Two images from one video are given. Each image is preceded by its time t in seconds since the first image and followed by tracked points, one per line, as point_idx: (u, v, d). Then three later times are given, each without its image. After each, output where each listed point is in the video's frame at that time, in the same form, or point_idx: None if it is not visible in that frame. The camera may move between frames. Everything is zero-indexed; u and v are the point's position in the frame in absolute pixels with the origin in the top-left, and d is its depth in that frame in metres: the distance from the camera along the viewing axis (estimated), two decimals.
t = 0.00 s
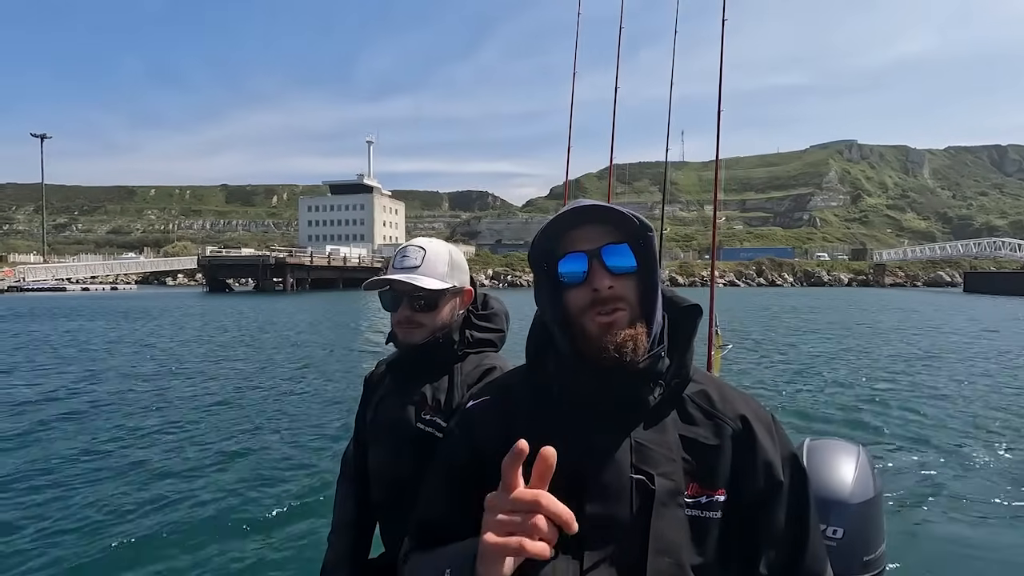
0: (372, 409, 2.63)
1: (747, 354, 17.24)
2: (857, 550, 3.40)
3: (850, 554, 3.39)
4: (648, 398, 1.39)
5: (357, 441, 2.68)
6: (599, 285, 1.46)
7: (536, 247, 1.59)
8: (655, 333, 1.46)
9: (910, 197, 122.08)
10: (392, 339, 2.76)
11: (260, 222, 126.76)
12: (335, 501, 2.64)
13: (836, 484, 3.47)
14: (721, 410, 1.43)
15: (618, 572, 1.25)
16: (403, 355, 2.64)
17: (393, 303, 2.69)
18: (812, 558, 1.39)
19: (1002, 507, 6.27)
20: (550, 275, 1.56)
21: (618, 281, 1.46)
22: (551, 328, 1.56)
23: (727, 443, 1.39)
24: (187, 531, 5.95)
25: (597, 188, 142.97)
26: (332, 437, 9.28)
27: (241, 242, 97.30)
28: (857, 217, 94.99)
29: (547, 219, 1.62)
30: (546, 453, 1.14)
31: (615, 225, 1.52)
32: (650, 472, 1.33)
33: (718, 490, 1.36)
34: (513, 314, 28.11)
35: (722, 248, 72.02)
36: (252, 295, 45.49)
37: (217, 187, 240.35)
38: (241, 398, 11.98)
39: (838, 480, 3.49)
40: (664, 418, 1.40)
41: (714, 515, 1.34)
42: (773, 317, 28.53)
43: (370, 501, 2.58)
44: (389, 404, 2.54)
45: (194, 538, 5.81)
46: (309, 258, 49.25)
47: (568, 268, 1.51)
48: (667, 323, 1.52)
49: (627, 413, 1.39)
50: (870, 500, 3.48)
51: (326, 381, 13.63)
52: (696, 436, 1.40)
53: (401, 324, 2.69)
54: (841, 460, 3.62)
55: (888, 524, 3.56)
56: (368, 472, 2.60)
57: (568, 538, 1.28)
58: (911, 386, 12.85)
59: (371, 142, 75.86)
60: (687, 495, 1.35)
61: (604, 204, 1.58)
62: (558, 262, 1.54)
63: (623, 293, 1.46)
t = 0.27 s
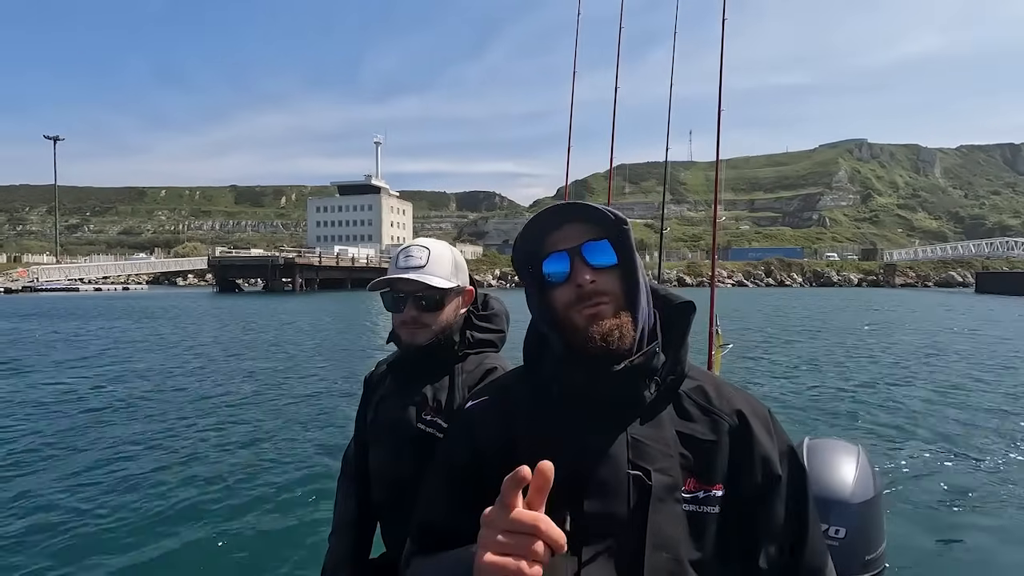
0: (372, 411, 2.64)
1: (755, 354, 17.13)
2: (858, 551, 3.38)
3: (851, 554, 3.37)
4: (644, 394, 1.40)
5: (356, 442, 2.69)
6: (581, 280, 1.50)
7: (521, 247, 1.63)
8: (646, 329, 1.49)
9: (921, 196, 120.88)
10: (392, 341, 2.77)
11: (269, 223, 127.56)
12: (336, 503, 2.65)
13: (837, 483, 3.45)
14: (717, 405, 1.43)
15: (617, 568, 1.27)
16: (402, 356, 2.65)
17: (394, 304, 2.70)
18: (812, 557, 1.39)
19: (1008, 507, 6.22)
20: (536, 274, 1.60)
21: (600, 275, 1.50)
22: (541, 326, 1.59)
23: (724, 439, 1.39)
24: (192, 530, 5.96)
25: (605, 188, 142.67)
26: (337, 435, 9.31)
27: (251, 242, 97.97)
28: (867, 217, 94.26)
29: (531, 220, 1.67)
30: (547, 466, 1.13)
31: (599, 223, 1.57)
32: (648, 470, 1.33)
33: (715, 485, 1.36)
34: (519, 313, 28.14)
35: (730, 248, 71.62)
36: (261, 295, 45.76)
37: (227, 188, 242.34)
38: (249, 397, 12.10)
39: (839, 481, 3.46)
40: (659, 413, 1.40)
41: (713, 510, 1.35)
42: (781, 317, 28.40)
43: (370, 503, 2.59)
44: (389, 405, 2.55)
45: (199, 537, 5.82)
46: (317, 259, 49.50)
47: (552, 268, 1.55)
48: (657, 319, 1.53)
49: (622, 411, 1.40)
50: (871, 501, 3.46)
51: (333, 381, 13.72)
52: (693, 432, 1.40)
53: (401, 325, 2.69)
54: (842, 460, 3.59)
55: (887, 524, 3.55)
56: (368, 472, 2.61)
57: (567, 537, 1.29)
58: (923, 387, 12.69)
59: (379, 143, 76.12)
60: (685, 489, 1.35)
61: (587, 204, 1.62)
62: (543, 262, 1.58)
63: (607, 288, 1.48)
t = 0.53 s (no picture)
0: (369, 410, 2.66)
1: (762, 354, 17.03)
2: (859, 547, 3.36)
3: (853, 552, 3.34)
4: (629, 383, 1.48)
5: (354, 441, 2.69)
6: (557, 277, 1.57)
7: (499, 250, 1.70)
8: (630, 321, 1.55)
9: (933, 195, 119.61)
10: (388, 340, 2.77)
11: (278, 224, 128.22)
12: (335, 501, 2.66)
13: (837, 482, 3.42)
14: (703, 393, 1.48)
15: (610, 549, 1.34)
16: (399, 355, 2.67)
17: (389, 303, 2.70)
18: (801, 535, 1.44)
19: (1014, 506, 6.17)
20: (515, 274, 1.66)
21: (574, 269, 1.56)
22: (526, 323, 1.63)
23: (711, 427, 1.43)
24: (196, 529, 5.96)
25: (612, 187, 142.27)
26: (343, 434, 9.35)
27: (260, 243, 98.47)
28: (877, 217, 93.47)
29: (509, 221, 1.73)
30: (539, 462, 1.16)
31: (576, 221, 1.62)
32: (634, 455, 1.40)
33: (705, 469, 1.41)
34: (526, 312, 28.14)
35: (739, 247, 71.26)
36: (270, 295, 46.03)
37: (236, 189, 243.87)
38: (256, 396, 12.16)
39: (838, 478, 3.45)
40: (645, 402, 1.46)
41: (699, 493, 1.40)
42: (788, 317, 28.26)
43: (370, 501, 2.60)
44: (385, 404, 2.55)
45: (204, 536, 5.84)
46: (325, 259, 49.70)
47: (531, 267, 1.61)
48: (639, 312, 1.59)
49: (607, 400, 1.48)
50: (870, 498, 3.44)
51: (339, 380, 13.78)
52: (679, 419, 1.45)
53: (397, 325, 2.69)
54: (840, 459, 3.56)
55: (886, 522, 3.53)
56: (366, 471, 2.62)
57: (560, 522, 1.36)
58: (933, 387, 12.56)
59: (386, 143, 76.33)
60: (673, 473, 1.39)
61: (563, 206, 1.68)
62: (523, 262, 1.64)
63: (581, 283, 1.55)
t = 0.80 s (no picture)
0: (368, 407, 2.67)
1: (771, 355, 16.91)
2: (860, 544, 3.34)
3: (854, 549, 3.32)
4: (628, 376, 1.48)
5: (353, 439, 2.71)
6: (556, 273, 1.56)
7: (498, 246, 1.70)
8: (629, 317, 1.55)
9: (945, 194, 118.33)
10: (388, 339, 2.77)
11: (287, 223, 128.88)
12: (335, 497, 2.68)
13: (837, 480, 3.40)
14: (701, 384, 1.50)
15: (608, 537, 1.35)
16: (399, 353, 2.67)
17: (388, 301, 2.69)
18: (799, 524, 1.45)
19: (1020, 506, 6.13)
20: (515, 270, 1.67)
21: (573, 266, 1.56)
22: (526, 319, 1.64)
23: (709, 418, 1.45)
24: (203, 523, 6.01)
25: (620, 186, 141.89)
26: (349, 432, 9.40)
27: (269, 242, 99.04)
28: (887, 216, 92.66)
29: (508, 218, 1.73)
30: (548, 457, 1.16)
31: (575, 217, 1.62)
32: (633, 446, 1.41)
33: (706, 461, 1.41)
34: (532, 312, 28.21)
35: (747, 247, 70.83)
36: (279, 295, 46.31)
37: (245, 189, 245.49)
38: (264, 394, 12.26)
39: (836, 477, 3.43)
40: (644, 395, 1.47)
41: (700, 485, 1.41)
42: (796, 316, 28.13)
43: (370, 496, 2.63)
44: (386, 401, 2.57)
45: (213, 531, 5.89)
46: (334, 258, 49.93)
47: (530, 264, 1.61)
48: (638, 307, 1.60)
49: (605, 393, 1.50)
50: (868, 496, 3.43)
51: (346, 378, 13.85)
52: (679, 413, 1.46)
53: (397, 323, 2.69)
54: (839, 457, 3.55)
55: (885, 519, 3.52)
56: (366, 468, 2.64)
57: (561, 511, 1.36)
58: (944, 387, 12.47)
59: (394, 143, 76.59)
60: (672, 465, 1.40)
61: (562, 202, 1.68)
62: (522, 259, 1.64)
63: (580, 279, 1.55)
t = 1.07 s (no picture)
0: (368, 408, 2.69)
1: (778, 355, 16.81)
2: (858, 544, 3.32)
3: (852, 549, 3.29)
4: (628, 378, 1.48)
5: (353, 441, 2.72)
6: (554, 277, 1.58)
7: (498, 247, 1.72)
8: (629, 318, 1.56)
9: (958, 194, 116.88)
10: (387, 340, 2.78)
11: (296, 223, 129.41)
12: (334, 499, 2.71)
13: (835, 480, 3.37)
14: (700, 387, 1.51)
15: (607, 539, 1.36)
16: (398, 356, 2.68)
17: (387, 304, 2.70)
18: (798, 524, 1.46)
19: None
20: (514, 273, 1.68)
21: (571, 270, 1.56)
22: (525, 322, 1.65)
23: (706, 420, 1.45)
24: (211, 520, 6.08)
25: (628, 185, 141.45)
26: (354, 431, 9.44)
27: (278, 242, 99.50)
28: (898, 215, 91.77)
29: (507, 221, 1.74)
30: (551, 459, 1.16)
31: (571, 222, 1.63)
32: (631, 448, 1.41)
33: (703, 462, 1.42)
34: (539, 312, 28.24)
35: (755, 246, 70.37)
36: (288, 294, 46.60)
37: (255, 190, 247.09)
38: (272, 393, 12.35)
39: (835, 477, 3.40)
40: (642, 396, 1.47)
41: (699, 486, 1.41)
42: (805, 317, 27.96)
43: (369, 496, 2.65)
44: (384, 401, 2.59)
45: (220, 528, 5.93)
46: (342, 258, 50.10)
47: (528, 268, 1.62)
48: (637, 309, 1.60)
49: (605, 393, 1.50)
50: (867, 496, 3.40)
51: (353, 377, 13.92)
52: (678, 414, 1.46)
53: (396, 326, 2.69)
54: (838, 458, 3.52)
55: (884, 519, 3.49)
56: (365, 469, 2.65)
57: (561, 513, 1.36)
58: (954, 388, 12.35)
59: (402, 143, 76.74)
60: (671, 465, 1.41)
61: (560, 206, 1.69)
62: (521, 263, 1.66)
63: (578, 282, 1.56)
